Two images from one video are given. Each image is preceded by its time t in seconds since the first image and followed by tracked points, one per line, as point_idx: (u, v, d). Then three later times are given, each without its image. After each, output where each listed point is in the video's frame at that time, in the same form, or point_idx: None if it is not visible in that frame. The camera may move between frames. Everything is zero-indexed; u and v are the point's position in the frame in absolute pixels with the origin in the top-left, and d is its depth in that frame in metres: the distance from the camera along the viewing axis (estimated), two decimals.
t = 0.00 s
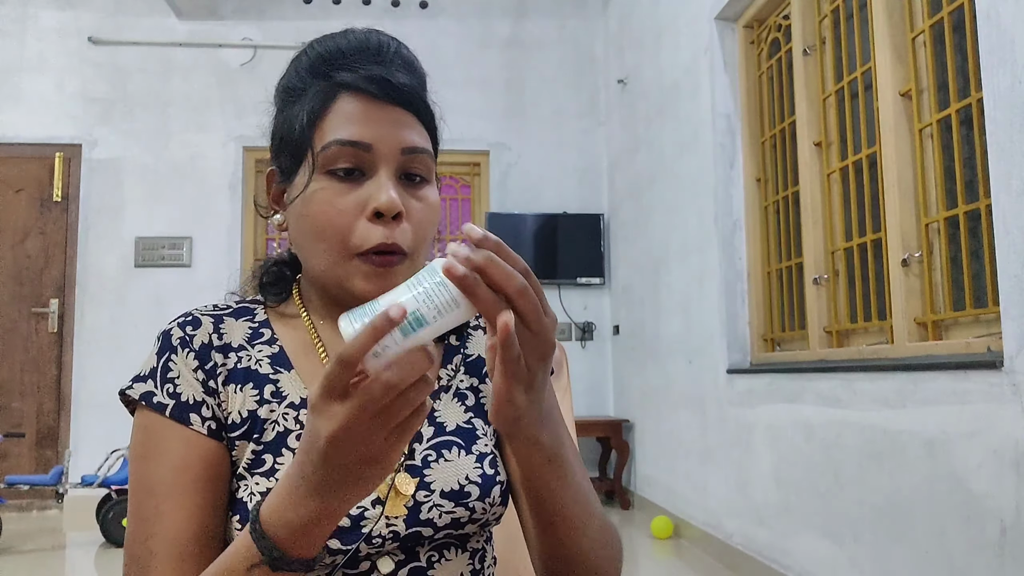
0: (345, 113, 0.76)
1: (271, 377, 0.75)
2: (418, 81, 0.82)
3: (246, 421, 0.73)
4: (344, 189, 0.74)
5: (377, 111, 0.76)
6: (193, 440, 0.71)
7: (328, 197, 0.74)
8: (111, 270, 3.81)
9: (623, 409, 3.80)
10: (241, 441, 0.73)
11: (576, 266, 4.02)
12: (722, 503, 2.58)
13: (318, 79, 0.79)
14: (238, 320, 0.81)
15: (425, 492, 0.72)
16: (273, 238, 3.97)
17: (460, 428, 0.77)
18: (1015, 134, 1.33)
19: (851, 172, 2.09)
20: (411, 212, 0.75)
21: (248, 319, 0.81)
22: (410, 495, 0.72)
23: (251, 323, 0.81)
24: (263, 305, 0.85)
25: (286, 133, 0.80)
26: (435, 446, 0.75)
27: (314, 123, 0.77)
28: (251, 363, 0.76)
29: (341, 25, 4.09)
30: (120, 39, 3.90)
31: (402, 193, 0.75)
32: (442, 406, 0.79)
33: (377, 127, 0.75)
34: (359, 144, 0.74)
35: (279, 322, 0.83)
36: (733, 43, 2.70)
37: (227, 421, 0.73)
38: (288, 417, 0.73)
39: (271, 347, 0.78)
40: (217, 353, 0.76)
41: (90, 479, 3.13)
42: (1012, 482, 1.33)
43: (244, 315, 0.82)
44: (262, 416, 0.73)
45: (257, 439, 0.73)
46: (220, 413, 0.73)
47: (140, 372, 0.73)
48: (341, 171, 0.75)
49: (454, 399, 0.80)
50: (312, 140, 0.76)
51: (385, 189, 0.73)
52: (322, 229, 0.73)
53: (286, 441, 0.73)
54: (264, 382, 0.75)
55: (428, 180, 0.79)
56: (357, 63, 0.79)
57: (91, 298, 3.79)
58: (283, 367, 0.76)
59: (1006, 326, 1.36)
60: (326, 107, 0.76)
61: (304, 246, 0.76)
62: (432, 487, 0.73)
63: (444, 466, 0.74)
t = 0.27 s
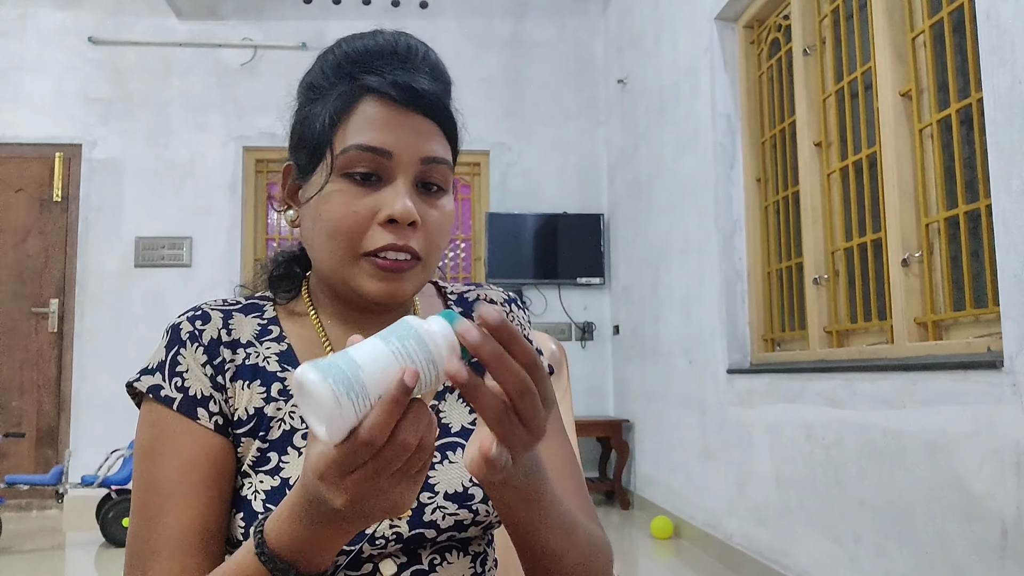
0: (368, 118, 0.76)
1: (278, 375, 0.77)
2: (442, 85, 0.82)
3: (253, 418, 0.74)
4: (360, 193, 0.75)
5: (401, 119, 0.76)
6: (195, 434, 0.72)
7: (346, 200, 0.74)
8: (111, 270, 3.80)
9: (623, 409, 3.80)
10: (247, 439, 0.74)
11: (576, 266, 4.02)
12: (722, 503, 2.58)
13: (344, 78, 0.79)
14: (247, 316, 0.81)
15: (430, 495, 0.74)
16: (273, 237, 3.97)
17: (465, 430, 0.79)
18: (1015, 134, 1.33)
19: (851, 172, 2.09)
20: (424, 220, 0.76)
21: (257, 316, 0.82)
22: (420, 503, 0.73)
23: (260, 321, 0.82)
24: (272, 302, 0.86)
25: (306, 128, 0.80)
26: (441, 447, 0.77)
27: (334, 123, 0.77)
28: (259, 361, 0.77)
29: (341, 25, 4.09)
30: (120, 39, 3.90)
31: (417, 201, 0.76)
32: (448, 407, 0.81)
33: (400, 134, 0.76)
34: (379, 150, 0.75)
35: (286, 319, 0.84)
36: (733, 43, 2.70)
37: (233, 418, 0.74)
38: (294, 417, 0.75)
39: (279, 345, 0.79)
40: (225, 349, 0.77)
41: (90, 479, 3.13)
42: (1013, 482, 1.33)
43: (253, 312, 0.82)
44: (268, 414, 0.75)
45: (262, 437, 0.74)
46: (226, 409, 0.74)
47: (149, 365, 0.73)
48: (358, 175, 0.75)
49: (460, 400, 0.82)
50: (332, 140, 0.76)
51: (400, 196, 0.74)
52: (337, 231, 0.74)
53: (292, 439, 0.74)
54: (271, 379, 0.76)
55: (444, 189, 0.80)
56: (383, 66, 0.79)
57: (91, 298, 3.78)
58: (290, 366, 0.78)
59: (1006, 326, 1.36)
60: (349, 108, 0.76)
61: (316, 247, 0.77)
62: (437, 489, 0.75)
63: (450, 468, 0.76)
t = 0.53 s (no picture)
0: (412, 133, 0.73)
1: (284, 369, 0.78)
2: (487, 107, 0.80)
3: (258, 411, 0.75)
4: (391, 209, 0.72)
5: (447, 139, 0.74)
6: (196, 419, 0.72)
7: (378, 214, 0.72)
8: (111, 270, 3.81)
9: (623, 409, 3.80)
10: (250, 431, 0.75)
11: (576, 265, 4.02)
12: (722, 503, 2.58)
13: (393, 90, 0.76)
14: (256, 308, 0.82)
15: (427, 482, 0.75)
16: (273, 238, 3.98)
17: (462, 418, 0.81)
18: (1015, 134, 1.33)
19: (852, 172, 2.08)
20: (453, 243, 0.74)
21: (266, 309, 0.83)
22: (421, 496, 0.74)
23: (268, 314, 0.82)
24: (279, 296, 0.86)
25: (345, 130, 0.77)
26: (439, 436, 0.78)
27: (376, 134, 0.74)
28: (266, 353, 0.78)
29: (341, 25, 4.08)
30: (120, 39, 3.90)
31: (449, 224, 0.74)
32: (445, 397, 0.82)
33: (443, 155, 0.73)
34: (420, 169, 0.72)
35: (293, 315, 0.84)
36: (733, 43, 2.70)
37: (238, 408, 0.75)
38: (297, 411, 0.76)
39: (286, 339, 0.80)
40: (233, 339, 0.78)
41: (89, 479, 3.13)
42: (1012, 482, 1.32)
43: (262, 304, 0.83)
44: (273, 408, 0.76)
45: (266, 430, 0.75)
46: (230, 397, 0.75)
47: (155, 350, 0.73)
48: (394, 190, 0.73)
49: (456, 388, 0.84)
50: (371, 150, 0.74)
51: (433, 218, 0.72)
52: (364, 245, 0.72)
53: (295, 434, 0.75)
54: (277, 372, 0.77)
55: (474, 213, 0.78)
56: (432, 83, 0.77)
57: (90, 298, 3.78)
58: (296, 361, 0.79)
59: (1005, 326, 1.36)
60: (394, 121, 0.74)
61: (340, 255, 0.75)
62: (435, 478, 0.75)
63: (448, 457, 0.77)
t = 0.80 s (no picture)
0: (466, 159, 0.76)
1: (302, 366, 0.83)
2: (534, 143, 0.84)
3: (276, 407, 0.80)
4: (436, 231, 0.75)
5: (497, 169, 0.77)
6: (209, 407, 0.74)
7: (420, 235, 0.75)
8: (111, 270, 3.81)
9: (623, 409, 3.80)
10: (266, 428, 0.80)
11: (576, 265, 4.03)
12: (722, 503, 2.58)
13: (449, 113, 0.79)
14: (272, 305, 0.87)
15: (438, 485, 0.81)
16: (273, 237, 3.99)
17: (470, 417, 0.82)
18: (1015, 134, 1.33)
19: (852, 172, 2.09)
20: (488, 270, 0.77)
21: (281, 305, 0.88)
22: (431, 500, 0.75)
23: (283, 311, 0.88)
24: (293, 294, 0.91)
25: (396, 145, 0.80)
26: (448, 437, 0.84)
27: (429, 156, 0.76)
28: (284, 350, 0.83)
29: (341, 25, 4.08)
30: (120, 40, 3.90)
31: (488, 251, 0.77)
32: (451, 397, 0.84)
33: (493, 187, 0.76)
34: (469, 199, 0.75)
35: (308, 315, 0.90)
36: (733, 43, 2.70)
37: (256, 403, 0.79)
38: (313, 411, 0.82)
39: (303, 337, 0.86)
40: (252, 332, 0.82)
41: (90, 479, 3.13)
42: (1012, 481, 1.33)
43: (277, 301, 0.88)
44: (291, 406, 0.81)
45: (282, 429, 0.80)
46: (247, 389, 0.79)
47: (171, 339, 0.76)
48: (440, 214, 0.76)
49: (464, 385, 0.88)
50: (424, 169, 0.76)
51: (474, 244, 0.75)
52: (403, 265, 0.76)
53: (311, 434, 0.81)
54: (295, 370, 0.83)
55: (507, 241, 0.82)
56: (488, 112, 0.79)
57: (90, 298, 3.78)
58: (313, 359, 0.84)
59: (1006, 326, 1.36)
60: (449, 146, 0.76)
61: (374, 268, 0.78)
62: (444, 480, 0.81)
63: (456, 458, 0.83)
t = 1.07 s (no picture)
0: (525, 182, 0.80)
1: (331, 364, 0.86)
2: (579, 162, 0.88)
3: (305, 405, 0.83)
4: (488, 250, 0.81)
5: (550, 194, 0.82)
6: (238, 394, 0.76)
7: (473, 255, 0.80)
8: (111, 270, 3.81)
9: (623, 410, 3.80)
10: (295, 425, 0.83)
11: (576, 266, 4.03)
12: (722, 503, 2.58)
13: (506, 134, 0.82)
14: (300, 300, 0.90)
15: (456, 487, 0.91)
16: (272, 237, 3.99)
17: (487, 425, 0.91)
18: (1015, 134, 1.33)
19: (852, 172, 2.09)
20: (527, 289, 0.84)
21: (307, 302, 0.90)
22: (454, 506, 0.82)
23: (310, 308, 0.90)
24: (316, 291, 0.94)
25: (454, 158, 0.82)
26: (464, 441, 0.93)
27: (486, 178, 0.80)
28: (313, 347, 0.86)
29: (341, 25, 4.08)
30: (119, 39, 3.89)
31: (530, 271, 0.84)
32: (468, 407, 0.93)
33: (542, 210, 0.81)
34: (522, 222, 0.80)
35: (331, 314, 0.93)
36: (733, 43, 2.70)
37: (288, 399, 0.82)
38: (342, 411, 0.85)
39: (330, 335, 0.88)
40: (285, 327, 0.85)
41: (90, 479, 3.14)
42: (1012, 481, 1.33)
43: (303, 297, 0.91)
44: (320, 404, 0.84)
45: (310, 428, 0.83)
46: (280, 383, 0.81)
47: (202, 331, 0.78)
48: (493, 233, 0.81)
49: (478, 389, 0.98)
50: (483, 188, 0.80)
51: (520, 266, 0.82)
52: (453, 282, 0.81)
53: (338, 435, 0.84)
54: (325, 367, 0.85)
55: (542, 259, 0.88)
56: (541, 133, 0.83)
57: (90, 298, 3.78)
58: (341, 358, 0.87)
59: (1006, 325, 1.36)
60: (506, 169, 0.80)
61: (422, 280, 0.83)
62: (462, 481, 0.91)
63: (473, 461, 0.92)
